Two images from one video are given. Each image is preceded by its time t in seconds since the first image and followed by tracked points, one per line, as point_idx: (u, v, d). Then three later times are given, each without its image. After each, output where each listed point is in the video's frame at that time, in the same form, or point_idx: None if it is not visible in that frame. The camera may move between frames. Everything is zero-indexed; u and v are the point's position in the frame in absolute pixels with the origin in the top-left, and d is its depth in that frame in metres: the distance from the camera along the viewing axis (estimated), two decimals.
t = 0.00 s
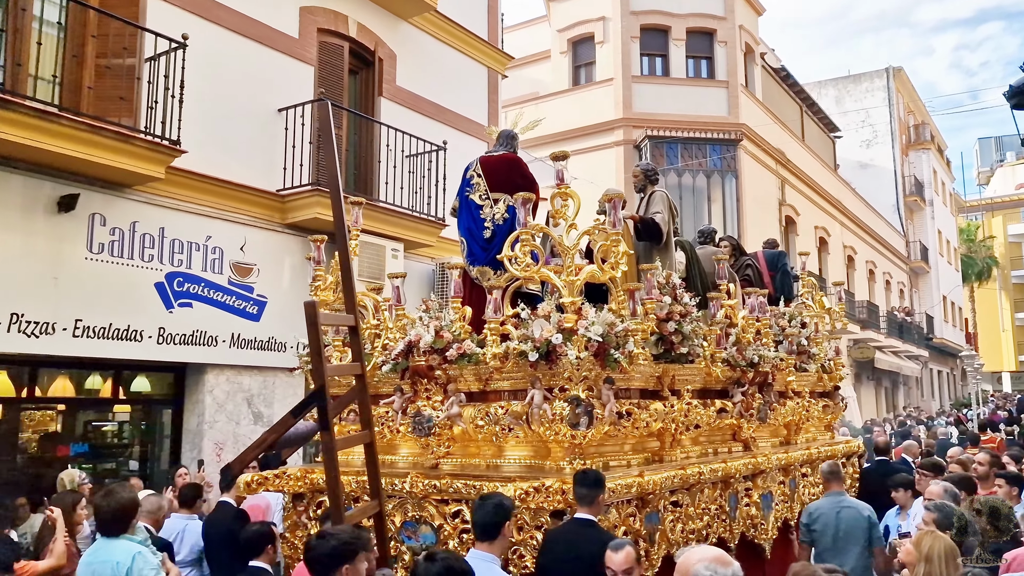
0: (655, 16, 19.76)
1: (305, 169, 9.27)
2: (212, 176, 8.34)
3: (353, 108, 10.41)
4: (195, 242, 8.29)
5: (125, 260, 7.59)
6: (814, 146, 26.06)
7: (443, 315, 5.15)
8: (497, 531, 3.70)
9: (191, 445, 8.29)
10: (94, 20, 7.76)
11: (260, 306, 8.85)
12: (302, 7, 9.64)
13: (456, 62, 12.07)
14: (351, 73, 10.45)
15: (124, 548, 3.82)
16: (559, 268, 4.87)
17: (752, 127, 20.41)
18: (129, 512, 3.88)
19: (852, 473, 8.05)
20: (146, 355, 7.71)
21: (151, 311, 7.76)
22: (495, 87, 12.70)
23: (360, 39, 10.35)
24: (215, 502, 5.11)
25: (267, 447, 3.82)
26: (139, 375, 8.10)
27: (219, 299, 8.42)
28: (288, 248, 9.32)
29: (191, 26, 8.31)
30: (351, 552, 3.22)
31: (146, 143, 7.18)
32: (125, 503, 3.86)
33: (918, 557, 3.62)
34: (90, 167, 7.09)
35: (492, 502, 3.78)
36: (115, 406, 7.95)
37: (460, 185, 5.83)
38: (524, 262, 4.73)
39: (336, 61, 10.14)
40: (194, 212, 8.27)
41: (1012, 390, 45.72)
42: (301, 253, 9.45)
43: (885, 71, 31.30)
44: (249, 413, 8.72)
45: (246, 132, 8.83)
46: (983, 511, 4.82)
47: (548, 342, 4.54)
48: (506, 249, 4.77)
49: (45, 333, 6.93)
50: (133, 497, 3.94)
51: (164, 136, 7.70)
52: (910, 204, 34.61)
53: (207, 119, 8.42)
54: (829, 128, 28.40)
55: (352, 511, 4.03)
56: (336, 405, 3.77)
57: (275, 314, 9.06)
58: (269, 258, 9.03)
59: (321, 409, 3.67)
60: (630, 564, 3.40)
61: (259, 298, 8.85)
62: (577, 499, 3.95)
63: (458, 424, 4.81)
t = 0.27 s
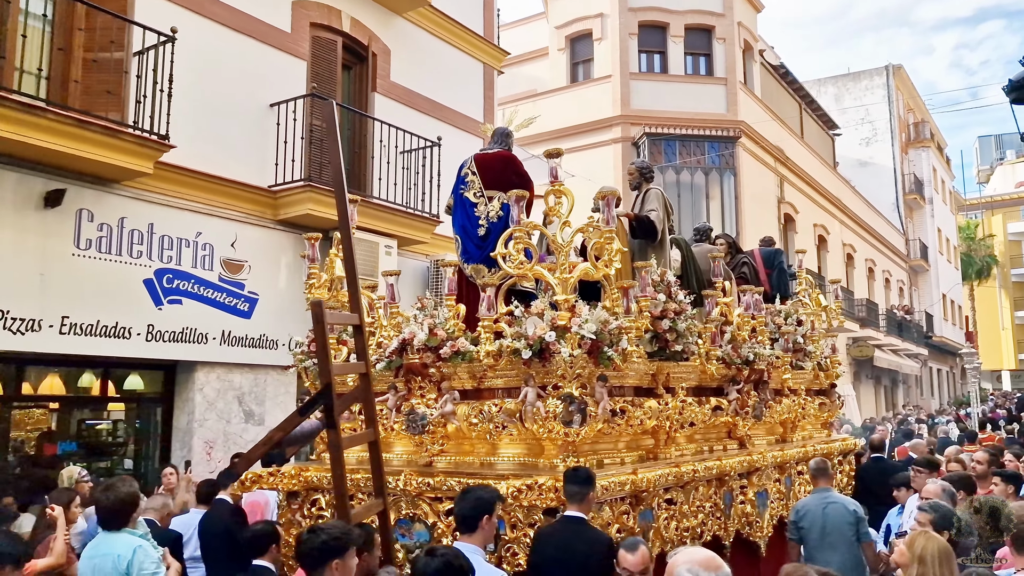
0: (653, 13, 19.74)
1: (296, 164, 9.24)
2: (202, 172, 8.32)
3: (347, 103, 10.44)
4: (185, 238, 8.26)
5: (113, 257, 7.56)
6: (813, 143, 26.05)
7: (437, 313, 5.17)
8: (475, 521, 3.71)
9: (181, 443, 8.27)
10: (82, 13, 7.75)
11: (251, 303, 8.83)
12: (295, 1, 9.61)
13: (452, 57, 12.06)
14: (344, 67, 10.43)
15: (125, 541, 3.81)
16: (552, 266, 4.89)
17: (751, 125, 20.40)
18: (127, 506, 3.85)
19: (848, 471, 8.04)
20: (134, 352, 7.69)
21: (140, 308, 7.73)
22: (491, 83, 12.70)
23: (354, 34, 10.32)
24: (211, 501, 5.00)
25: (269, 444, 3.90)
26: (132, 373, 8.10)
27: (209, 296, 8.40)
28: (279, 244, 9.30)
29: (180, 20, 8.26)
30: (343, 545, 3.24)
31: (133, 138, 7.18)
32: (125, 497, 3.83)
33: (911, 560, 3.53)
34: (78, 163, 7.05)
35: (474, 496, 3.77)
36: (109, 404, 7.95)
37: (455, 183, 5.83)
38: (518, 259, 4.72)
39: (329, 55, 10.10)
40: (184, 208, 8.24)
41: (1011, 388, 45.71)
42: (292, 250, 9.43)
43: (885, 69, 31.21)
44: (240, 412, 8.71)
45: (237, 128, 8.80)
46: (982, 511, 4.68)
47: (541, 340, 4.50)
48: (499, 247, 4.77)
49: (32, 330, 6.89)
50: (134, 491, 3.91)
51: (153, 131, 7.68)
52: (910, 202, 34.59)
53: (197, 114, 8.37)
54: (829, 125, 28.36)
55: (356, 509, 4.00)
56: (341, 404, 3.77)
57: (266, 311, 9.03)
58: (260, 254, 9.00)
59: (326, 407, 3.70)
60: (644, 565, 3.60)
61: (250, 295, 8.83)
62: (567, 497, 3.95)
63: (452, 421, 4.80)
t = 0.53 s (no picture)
0: (650, 10, 19.69)
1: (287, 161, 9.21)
2: (191, 168, 8.26)
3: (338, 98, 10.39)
4: (173, 236, 8.20)
5: (100, 254, 7.50)
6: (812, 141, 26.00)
7: (428, 312, 5.15)
8: (468, 512, 3.66)
9: (169, 443, 8.20)
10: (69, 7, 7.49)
11: (241, 301, 8.76)
12: None
13: (446, 54, 12.02)
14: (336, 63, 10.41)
15: (126, 540, 3.78)
16: (543, 265, 4.85)
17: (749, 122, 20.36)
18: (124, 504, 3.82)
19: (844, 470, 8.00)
20: (121, 351, 7.63)
21: (127, 305, 7.68)
22: (486, 80, 12.67)
23: (346, 29, 10.29)
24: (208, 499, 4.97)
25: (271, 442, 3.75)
26: (125, 372, 8.06)
27: (198, 294, 8.33)
28: (269, 241, 9.24)
29: (168, 14, 8.18)
30: (346, 543, 3.14)
31: (120, 134, 7.09)
32: (124, 496, 3.80)
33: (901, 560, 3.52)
34: (63, 158, 6.98)
35: (460, 494, 3.72)
36: (103, 404, 7.93)
37: (447, 181, 5.81)
38: (507, 257, 4.70)
39: (321, 52, 10.07)
40: (172, 206, 8.18)
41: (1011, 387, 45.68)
42: (282, 247, 9.38)
43: (884, 67, 31.14)
44: (229, 411, 8.64)
45: (226, 124, 8.75)
46: (981, 511, 4.46)
47: (532, 339, 4.46)
48: (489, 245, 4.74)
49: (17, 329, 6.82)
50: (134, 488, 3.88)
51: (140, 127, 7.61)
52: (909, 200, 34.55)
53: (185, 110, 8.31)
54: (829, 123, 28.29)
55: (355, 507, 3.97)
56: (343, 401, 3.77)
57: (256, 310, 8.96)
58: (249, 252, 8.94)
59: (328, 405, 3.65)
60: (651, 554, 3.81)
61: (239, 293, 8.76)
62: (555, 497, 3.92)
63: (443, 421, 4.77)
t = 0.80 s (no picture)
0: (649, 5, 19.61)
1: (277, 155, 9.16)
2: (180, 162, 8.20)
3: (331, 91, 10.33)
4: (162, 230, 8.12)
5: (88, 249, 7.41)
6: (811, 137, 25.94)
7: (421, 308, 5.10)
8: (475, 511, 3.62)
9: (158, 440, 8.14)
10: None
11: (231, 297, 8.69)
12: None
13: (441, 47, 11.96)
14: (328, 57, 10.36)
15: (133, 536, 3.70)
16: (537, 260, 4.80)
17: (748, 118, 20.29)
18: (123, 499, 3.74)
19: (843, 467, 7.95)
20: (109, 347, 7.54)
21: (115, 301, 7.59)
22: (481, 74, 12.62)
23: (338, 22, 10.24)
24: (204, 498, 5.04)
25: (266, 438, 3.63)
26: (119, 368, 8.04)
27: (187, 289, 8.26)
28: (260, 236, 9.17)
29: (156, 5, 8.10)
30: (378, 539, 3.14)
31: (105, 126, 7.01)
32: (130, 491, 3.73)
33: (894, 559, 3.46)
34: (48, 151, 6.89)
35: (467, 493, 3.68)
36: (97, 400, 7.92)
37: (441, 175, 5.76)
38: (501, 253, 4.67)
39: (313, 44, 10.02)
40: (161, 199, 8.10)
41: (1011, 384, 45.64)
42: (273, 242, 9.31)
43: (884, 63, 31.11)
44: (219, 407, 8.57)
45: (216, 117, 8.67)
46: (981, 512, 4.39)
47: (525, 335, 4.45)
48: (483, 241, 4.70)
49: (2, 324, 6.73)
50: (139, 484, 3.83)
51: (128, 119, 7.53)
52: (909, 196, 34.49)
53: (174, 103, 8.24)
54: (828, 119, 28.21)
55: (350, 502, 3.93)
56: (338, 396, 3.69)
57: (247, 305, 8.89)
58: (240, 246, 8.87)
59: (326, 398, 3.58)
60: (646, 549, 3.81)
61: (230, 288, 8.69)
62: (549, 494, 3.87)
63: (436, 418, 4.71)
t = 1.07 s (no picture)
0: None
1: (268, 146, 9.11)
2: (168, 153, 8.10)
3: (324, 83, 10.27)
4: (151, 222, 8.03)
5: (74, 241, 7.31)
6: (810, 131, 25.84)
7: (415, 301, 5.04)
8: (480, 508, 3.57)
9: (147, 435, 8.05)
10: None
11: (221, 290, 8.62)
12: None
13: (437, 39, 11.90)
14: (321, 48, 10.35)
15: (130, 534, 3.65)
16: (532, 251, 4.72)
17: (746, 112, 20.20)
18: (110, 497, 3.69)
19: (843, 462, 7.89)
20: (95, 340, 7.44)
21: (103, 294, 7.50)
22: (477, 67, 12.55)
23: (331, 13, 10.21)
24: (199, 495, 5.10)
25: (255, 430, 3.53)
26: (111, 363, 8.00)
27: (177, 282, 8.18)
28: (251, 229, 9.08)
29: None
30: (380, 532, 3.07)
31: (90, 116, 6.89)
32: (125, 488, 3.70)
33: (887, 557, 3.39)
34: (33, 142, 6.80)
35: (475, 487, 3.63)
36: (91, 395, 7.90)
37: (436, 167, 5.69)
38: (496, 244, 4.61)
39: (306, 36, 10.02)
40: (148, 191, 8.00)
41: (1011, 379, 45.62)
42: (263, 235, 9.22)
43: (885, 57, 30.79)
44: (210, 402, 8.48)
45: (204, 107, 8.59)
46: (980, 511, 4.26)
47: (520, 327, 4.35)
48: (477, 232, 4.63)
49: None
50: (134, 480, 3.78)
51: (115, 110, 7.42)
52: (909, 191, 34.41)
53: (161, 93, 8.15)
54: (829, 113, 28.10)
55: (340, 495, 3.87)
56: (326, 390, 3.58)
57: (237, 299, 8.82)
58: (229, 239, 8.79)
59: (312, 391, 3.51)
60: (640, 544, 3.74)
61: (219, 281, 8.62)
62: (547, 489, 3.81)
63: (431, 412, 4.65)
